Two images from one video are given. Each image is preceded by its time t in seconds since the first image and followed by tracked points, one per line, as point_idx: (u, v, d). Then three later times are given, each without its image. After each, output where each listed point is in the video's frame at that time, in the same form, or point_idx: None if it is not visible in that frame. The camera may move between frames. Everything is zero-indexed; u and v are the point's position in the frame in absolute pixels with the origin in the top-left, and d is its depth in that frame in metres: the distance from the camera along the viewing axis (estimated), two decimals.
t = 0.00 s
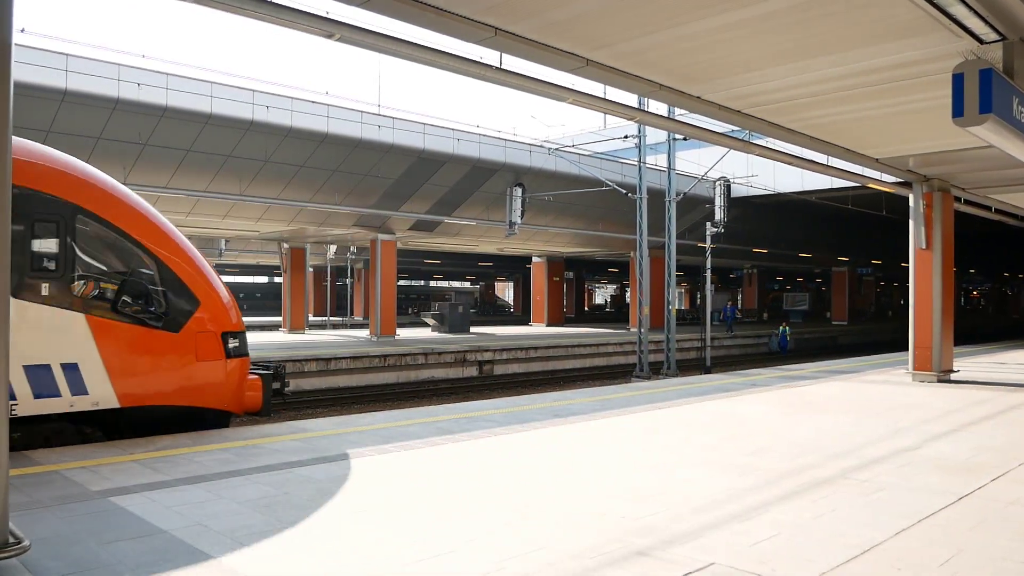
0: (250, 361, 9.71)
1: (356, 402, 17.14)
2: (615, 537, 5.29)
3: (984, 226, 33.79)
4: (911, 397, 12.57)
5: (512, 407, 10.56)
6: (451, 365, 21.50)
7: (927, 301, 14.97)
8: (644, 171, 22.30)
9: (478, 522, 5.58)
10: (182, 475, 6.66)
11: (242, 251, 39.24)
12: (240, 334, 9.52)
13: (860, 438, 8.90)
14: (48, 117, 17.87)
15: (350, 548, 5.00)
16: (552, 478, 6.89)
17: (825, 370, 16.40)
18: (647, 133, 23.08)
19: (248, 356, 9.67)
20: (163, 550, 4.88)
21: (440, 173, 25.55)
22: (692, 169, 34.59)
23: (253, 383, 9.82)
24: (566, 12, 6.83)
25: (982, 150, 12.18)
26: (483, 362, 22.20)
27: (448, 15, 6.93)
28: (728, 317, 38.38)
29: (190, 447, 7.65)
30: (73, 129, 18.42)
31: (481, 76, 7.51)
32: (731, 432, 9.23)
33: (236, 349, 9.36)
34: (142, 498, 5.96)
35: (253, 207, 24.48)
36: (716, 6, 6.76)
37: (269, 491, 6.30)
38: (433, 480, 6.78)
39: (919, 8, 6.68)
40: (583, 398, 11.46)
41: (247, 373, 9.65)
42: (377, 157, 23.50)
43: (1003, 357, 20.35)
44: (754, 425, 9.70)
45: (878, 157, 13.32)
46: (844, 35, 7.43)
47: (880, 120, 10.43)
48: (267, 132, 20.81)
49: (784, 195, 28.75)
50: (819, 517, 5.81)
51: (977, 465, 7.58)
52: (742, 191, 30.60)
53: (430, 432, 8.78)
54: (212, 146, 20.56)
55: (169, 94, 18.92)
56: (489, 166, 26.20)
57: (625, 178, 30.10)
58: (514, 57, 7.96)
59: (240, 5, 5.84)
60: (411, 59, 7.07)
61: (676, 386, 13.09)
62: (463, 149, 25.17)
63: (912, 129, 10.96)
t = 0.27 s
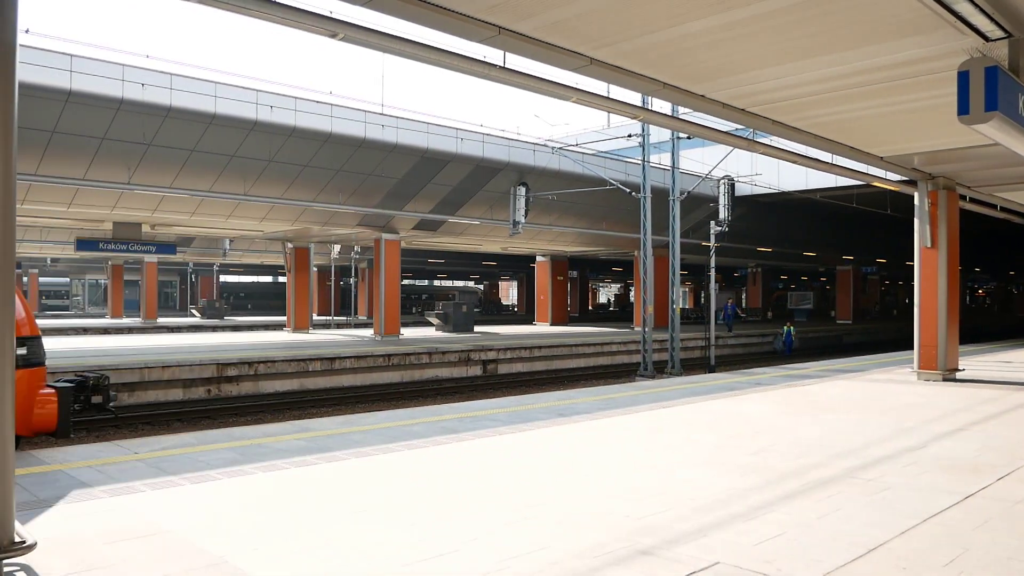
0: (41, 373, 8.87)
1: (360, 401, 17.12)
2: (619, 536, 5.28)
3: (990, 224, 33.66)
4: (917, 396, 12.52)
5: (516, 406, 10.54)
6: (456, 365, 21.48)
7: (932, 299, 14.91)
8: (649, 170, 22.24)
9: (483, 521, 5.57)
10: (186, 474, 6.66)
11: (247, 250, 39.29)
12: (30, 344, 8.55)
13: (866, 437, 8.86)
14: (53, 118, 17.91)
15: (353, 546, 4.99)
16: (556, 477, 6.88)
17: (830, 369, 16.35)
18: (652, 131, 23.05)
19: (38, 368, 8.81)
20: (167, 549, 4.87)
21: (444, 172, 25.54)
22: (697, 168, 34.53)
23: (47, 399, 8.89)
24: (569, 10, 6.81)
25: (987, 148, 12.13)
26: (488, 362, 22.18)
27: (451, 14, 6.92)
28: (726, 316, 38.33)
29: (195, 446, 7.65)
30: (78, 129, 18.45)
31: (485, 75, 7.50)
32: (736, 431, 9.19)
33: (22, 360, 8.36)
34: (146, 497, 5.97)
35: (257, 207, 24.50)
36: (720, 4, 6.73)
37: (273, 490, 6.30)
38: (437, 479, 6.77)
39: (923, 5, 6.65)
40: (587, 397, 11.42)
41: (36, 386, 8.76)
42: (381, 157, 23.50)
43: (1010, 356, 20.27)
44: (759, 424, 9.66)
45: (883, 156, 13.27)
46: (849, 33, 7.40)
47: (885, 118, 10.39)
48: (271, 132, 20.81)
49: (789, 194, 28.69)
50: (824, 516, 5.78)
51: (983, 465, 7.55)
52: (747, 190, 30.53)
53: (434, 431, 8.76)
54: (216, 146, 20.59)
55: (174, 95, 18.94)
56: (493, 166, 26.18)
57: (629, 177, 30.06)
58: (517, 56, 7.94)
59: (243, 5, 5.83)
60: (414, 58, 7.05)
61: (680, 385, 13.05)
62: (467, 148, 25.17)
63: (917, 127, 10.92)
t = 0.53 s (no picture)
0: None
1: (367, 400, 17.11)
2: (627, 535, 5.26)
3: (999, 221, 33.50)
4: (925, 394, 12.46)
5: (522, 405, 10.53)
6: (462, 363, 21.48)
7: (941, 297, 14.84)
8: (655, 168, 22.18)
9: (490, 521, 5.56)
10: (193, 473, 6.67)
11: (253, 250, 39.32)
12: None
13: (874, 436, 8.82)
14: (61, 118, 17.97)
15: (361, 545, 4.99)
16: (562, 476, 6.86)
17: (838, 367, 16.28)
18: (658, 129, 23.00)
19: None
20: (175, 547, 4.88)
21: (450, 172, 25.54)
22: (703, 166, 34.46)
23: None
24: (575, 9, 6.80)
25: (996, 145, 12.06)
26: (494, 361, 22.16)
27: (456, 13, 6.91)
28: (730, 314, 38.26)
29: (202, 445, 7.66)
30: (85, 129, 18.50)
31: (490, 74, 7.49)
32: (743, 430, 9.16)
33: None
34: (154, 496, 5.98)
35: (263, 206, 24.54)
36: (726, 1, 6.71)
37: (280, 488, 6.31)
38: (443, 478, 6.76)
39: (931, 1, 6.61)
40: (594, 396, 11.39)
41: None
42: (387, 156, 23.50)
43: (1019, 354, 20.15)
44: (766, 423, 9.63)
45: (891, 153, 13.20)
46: (856, 29, 7.37)
47: (892, 115, 10.34)
48: (277, 131, 20.83)
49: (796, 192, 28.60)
50: (832, 515, 5.76)
51: (993, 464, 7.51)
52: (753, 188, 30.44)
53: (440, 430, 8.74)
54: (222, 146, 20.63)
55: (180, 95, 18.97)
56: (498, 164, 26.18)
57: (635, 175, 30.00)
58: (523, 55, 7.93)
59: (249, 5, 5.84)
60: (419, 57, 7.05)
61: (687, 384, 13.02)
62: (473, 147, 25.17)
63: (925, 124, 10.87)
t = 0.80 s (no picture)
0: None
1: (377, 398, 17.15)
2: (637, 534, 5.25)
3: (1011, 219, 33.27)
4: (938, 392, 12.38)
5: (532, 403, 10.53)
6: (472, 361, 21.49)
7: (953, 295, 14.74)
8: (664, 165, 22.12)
9: (500, 519, 5.56)
10: (205, 471, 6.69)
11: (263, 248, 39.45)
12: None
13: (886, 435, 8.76)
14: (72, 118, 18.09)
15: (370, 543, 5.00)
16: (572, 474, 6.85)
17: (849, 365, 16.20)
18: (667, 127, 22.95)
19: None
20: (186, 544, 4.91)
21: (459, 170, 25.57)
22: (712, 164, 34.37)
23: None
24: (583, 6, 6.79)
25: (1009, 141, 11.97)
26: (503, 359, 22.16)
27: (465, 11, 6.91)
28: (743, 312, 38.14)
29: (214, 442, 7.69)
30: (96, 129, 18.61)
31: (499, 72, 7.49)
32: (754, 428, 9.13)
33: None
34: (167, 493, 6.01)
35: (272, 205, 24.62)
36: None
37: (290, 486, 6.32)
38: (453, 475, 6.77)
39: None
40: (603, 394, 11.38)
41: None
42: (396, 154, 23.54)
43: None
44: (777, 422, 9.59)
45: (902, 150, 13.12)
46: (867, 25, 7.33)
47: (904, 111, 10.27)
48: (286, 130, 20.89)
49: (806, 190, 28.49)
50: (844, 514, 5.73)
51: (1006, 463, 7.45)
52: (763, 185, 30.34)
53: (450, 428, 8.74)
54: (232, 145, 20.70)
55: (190, 95, 19.05)
56: (507, 163, 26.18)
57: (644, 173, 29.95)
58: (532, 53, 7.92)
59: (259, 4, 5.85)
60: (428, 56, 7.05)
61: (697, 382, 12.99)
62: (481, 146, 25.18)
63: (937, 120, 10.79)
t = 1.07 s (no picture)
0: None
1: (391, 397, 17.19)
2: (653, 533, 5.23)
3: None
4: (957, 392, 12.25)
5: (546, 402, 10.51)
6: (485, 361, 21.49)
7: (972, 293, 14.60)
8: (678, 164, 22.04)
9: (513, 518, 5.55)
10: (221, 469, 6.73)
11: (278, 248, 39.63)
12: None
13: (904, 435, 8.68)
14: (89, 119, 18.22)
15: (386, 541, 5.01)
16: (587, 474, 6.83)
17: (866, 365, 16.07)
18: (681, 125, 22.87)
19: None
20: (202, 542, 4.93)
21: (473, 169, 25.58)
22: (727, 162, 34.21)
23: None
24: (597, 4, 6.76)
25: None
26: (517, 358, 22.14)
27: (479, 10, 6.90)
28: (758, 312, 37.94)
29: (230, 441, 7.72)
30: (112, 130, 18.74)
31: (513, 70, 7.47)
32: (770, 428, 9.07)
33: None
34: (184, 491, 6.04)
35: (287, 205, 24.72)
36: None
37: (306, 485, 6.34)
38: (468, 474, 6.76)
39: None
40: (618, 393, 11.34)
41: None
42: (410, 154, 23.58)
43: None
44: (793, 422, 9.52)
45: (920, 147, 13.00)
46: (884, 21, 7.26)
47: (922, 108, 10.17)
48: (300, 130, 20.96)
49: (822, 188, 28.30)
50: (863, 515, 5.68)
51: None
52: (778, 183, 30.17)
53: (465, 428, 8.74)
54: (247, 145, 20.79)
55: (206, 95, 19.15)
56: (521, 161, 26.17)
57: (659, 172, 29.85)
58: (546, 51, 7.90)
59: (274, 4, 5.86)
60: (442, 55, 7.05)
61: (713, 381, 12.92)
62: (495, 145, 25.17)
63: (956, 117, 10.68)
